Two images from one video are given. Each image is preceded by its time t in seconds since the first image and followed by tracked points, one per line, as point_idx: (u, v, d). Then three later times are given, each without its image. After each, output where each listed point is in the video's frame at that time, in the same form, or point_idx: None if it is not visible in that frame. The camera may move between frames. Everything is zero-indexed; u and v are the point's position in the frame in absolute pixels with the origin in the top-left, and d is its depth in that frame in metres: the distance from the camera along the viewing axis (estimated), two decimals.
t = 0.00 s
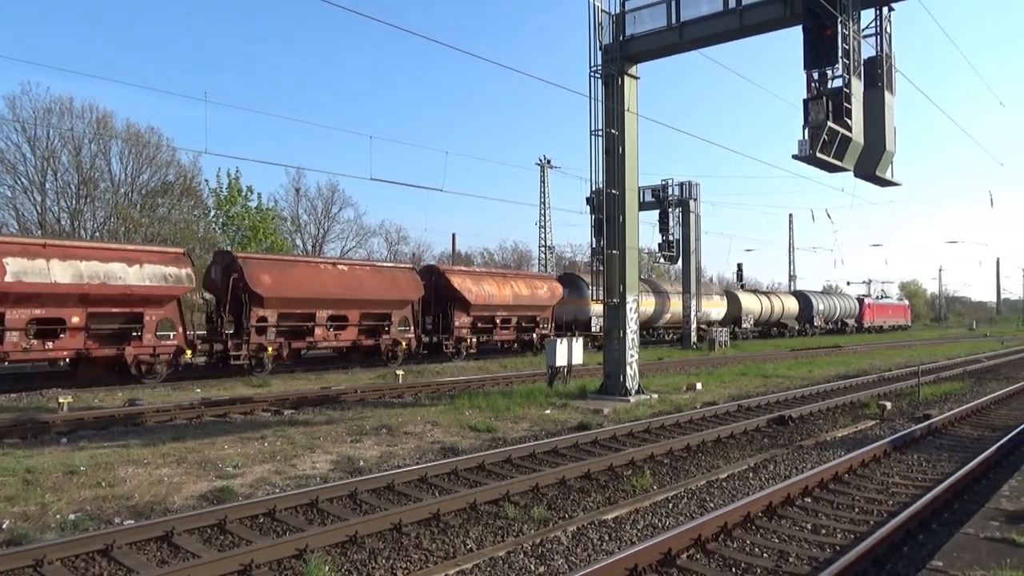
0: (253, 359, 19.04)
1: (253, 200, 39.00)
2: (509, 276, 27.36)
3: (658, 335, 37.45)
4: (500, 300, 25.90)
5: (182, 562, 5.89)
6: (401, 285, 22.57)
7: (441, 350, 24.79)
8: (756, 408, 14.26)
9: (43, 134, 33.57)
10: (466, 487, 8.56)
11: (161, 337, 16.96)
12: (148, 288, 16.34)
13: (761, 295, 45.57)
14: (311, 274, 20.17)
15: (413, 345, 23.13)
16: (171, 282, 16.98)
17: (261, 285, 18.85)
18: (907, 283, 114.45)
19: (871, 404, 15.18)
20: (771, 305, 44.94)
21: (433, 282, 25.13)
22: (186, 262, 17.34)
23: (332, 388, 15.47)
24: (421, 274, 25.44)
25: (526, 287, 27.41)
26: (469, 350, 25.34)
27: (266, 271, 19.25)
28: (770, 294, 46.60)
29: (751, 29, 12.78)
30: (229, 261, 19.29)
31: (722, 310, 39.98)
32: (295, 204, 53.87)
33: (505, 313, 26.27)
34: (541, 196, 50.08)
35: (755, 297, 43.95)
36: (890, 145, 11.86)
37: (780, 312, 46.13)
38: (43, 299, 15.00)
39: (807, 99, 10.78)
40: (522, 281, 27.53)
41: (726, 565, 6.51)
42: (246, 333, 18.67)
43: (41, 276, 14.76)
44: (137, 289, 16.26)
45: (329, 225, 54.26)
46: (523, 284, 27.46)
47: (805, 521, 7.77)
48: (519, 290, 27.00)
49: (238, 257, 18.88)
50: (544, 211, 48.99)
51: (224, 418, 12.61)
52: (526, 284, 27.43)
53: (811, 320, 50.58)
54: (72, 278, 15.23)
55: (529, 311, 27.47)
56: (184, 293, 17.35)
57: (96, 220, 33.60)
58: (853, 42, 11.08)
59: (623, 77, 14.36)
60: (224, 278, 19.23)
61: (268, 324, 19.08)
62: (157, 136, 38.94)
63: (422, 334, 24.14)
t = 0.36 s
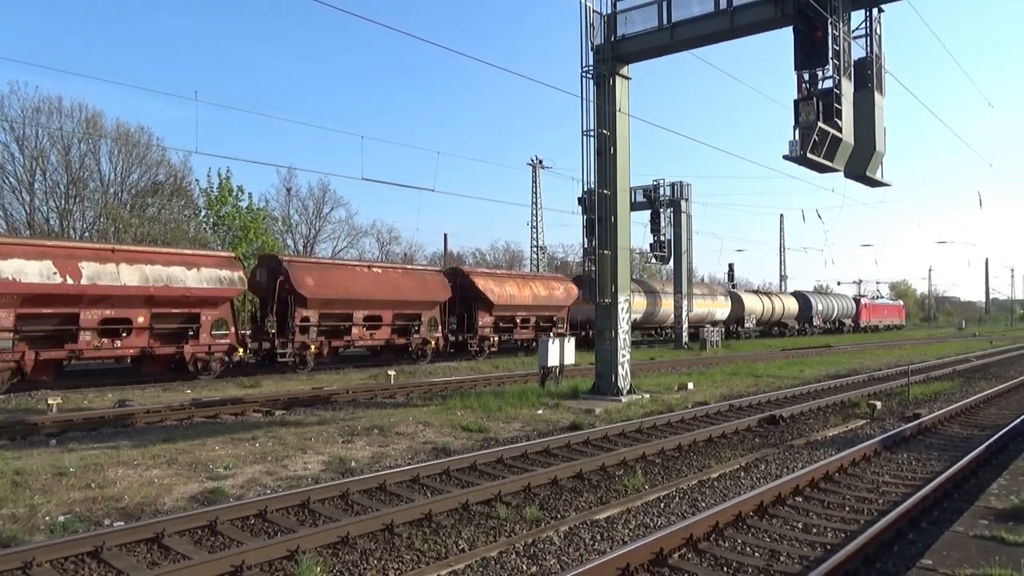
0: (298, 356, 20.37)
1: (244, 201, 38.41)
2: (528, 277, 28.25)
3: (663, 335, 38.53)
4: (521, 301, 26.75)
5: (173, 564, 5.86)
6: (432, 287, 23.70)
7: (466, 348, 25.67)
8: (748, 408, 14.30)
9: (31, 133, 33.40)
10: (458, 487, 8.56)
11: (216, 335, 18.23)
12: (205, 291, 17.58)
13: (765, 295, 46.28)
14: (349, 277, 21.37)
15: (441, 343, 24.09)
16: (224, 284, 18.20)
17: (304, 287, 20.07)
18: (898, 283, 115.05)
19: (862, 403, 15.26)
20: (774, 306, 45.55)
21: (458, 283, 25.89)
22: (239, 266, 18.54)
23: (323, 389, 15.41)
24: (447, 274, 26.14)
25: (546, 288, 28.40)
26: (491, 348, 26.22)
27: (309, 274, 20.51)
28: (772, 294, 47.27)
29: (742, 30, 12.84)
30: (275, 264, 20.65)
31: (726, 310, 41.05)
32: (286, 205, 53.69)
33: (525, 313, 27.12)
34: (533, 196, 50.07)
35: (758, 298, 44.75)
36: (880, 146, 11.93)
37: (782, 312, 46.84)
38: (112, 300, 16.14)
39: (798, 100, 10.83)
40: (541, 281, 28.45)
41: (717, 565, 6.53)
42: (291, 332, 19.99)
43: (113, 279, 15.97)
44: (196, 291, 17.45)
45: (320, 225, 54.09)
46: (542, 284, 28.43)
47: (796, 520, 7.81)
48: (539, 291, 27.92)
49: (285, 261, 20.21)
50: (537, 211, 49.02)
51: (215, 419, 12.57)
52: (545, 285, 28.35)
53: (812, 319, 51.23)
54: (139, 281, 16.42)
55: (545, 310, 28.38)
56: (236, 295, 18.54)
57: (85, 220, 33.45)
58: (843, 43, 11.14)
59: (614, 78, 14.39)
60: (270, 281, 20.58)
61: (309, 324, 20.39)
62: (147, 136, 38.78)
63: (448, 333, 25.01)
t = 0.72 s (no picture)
0: (337, 353, 21.72)
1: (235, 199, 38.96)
2: (546, 278, 29.62)
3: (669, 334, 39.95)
4: (540, 301, 28.06)
5: (164, 565, 5.84)
6: (458, 288, 25.06)
7: (489, 346, 26.97)
8: (740, 407, 14.35)
9: (21, 132, 33.15)
10: (450, 487, 8.55)
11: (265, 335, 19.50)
12: (256, 292, 18.93)
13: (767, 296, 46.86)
14: (382, 279, 22.83)
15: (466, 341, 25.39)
16: (273, 286, 19.58)
17: (343, 288, 21.49)
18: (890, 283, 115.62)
19: (853, 402, 15.34)
20: (774, 305, 46.06)
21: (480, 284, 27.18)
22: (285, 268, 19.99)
23: (316, 389, 15.35)
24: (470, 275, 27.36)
25: (563, 289, 29.80)
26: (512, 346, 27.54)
27: (346, 276, 21.96)
28: (772, 295, 47.87)
29: (735, 30, 12.87)
30: (315, 267, 22.03)
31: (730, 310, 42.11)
32: (278, 204, 53.45)
33: (543, 312, 28.41)
34: (526, 196, 50.06)
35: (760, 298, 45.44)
36: (871, 146, 11.98)
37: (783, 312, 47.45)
38: (175, 300, 17.38)
39: (790, 100, 10.87)
40: (559, 283, 29.84)
41: (709, 563, 6.54)
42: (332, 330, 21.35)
43: (175, 280, 17.25)
44: (248, 292, 18.80)
45: (313, 224, 53.88)
46: (559, 285, 29.81)
47: (787, 519, 7.84)
48: (556, 291, 29.33)
49: (326, 264, 21.62)
50: (530, 211, 49.00)
51: (207, 418, 12.52)
52: (562, 286, 29.73)
53: (812, 319, 51.73)
54: (198, 283, 17.74)
55: (562, 310, 29.71)
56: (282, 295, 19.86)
57: (76, 219, 33.03)
58: (835, 43, 11.18)
59: (607, 77, 14.40)
60: (311, 283, 21.94)
61: (347, 322, 21.82)
62: (137, 135, 38.54)
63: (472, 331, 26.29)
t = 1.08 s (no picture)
0: (371, 351, 22.62)
1: (226, 198, 38.85)
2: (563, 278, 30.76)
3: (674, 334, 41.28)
4: (557, 301, 29.20)
5: (155, 565, 5.81)
6: (481, 288, 26.02)
7: (509, 344, 27.98)
8: (731, 406, 14.38)
9: (9, 131, 32.90)
10: (443, 487, 8.55)
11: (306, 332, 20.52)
12: (299, 292, 19.87)
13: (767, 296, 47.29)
14: (411, 281, 23.79)
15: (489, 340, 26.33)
16: (314, 287, 20.52)
17: (377, 289, 22.41)
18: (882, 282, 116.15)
19: (844, 401, 15.42)
20: (772, 305, 46.38)
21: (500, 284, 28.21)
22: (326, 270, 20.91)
23: (307, 389, 15.29)
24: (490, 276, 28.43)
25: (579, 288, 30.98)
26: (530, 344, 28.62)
27: (379, 277, 22.89)
28: (772, 295, 48.30)
29: (726, 31, 12.92)
30: (351, 269, 22.94)
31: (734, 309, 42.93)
32: (269, 203, 53.21)
33: (560, 312, 29.49)
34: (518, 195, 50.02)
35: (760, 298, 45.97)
36: (862, 146, 12.05)
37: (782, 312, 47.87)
38: (227, 301, 18.48)
39: (781, 100, 10.91)
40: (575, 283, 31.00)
41: (701, 563, 6.56)
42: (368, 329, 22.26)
43: (227, 282, 18.37)
44: (293, 292, 19.79)
45: (304, 224, 53.65)
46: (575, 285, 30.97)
47: (778, 518, 7.87)
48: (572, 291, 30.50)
49: (361, 265, 22.56)
50: (521, 210, 48.95)
51: (197, 419, 12.46)
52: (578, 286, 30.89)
53: (810, 318, 52.04)
54: (247, 284, 18.79)
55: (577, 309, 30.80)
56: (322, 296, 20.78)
57: (65, 218, 32.80)
58: (825, 44, 11.24)
59: (599, 77, 14.42)
60: (346, 284, 22.84)
61: (381, 321, 22.68)
62: (127, 133, 38.30)
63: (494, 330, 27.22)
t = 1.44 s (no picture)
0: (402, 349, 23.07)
1: (215, 198, 38.74)
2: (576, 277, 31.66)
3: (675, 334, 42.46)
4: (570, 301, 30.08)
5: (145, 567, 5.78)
6: (502, 289, 26.47)
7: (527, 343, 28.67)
8: (722, 406, 14.42)
9: None
10: (434, 487, 8.54)
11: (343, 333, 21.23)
12: (337, 292, 20.59)
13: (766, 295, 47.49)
14: (438, 281, 24.15)
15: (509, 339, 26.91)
16: (350, 288, 21.23)
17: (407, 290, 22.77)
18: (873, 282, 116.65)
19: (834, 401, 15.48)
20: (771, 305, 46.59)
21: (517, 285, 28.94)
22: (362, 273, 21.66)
23: (298, 389, 15.23)
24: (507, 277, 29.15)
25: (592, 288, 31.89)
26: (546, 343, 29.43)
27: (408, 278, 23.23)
28: (769, 295, 48.53)
29: (717, 32, 12.97)
30: (381, 270, 23.30)
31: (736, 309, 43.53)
32: (260, 203, 53.00)
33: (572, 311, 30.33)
34: (509, 195, 50.00)
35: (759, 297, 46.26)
36: (853, 147, 12.11)
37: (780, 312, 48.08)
38: (273, 301, 19.25)
39: (772, 101, 10.94)
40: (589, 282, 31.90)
41: (693, 562, 6.58)
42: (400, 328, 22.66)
43: (274, 283, 19.17)
44: (332, 293, 20.50)
45: (296, 223, 53.44)
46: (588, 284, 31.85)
47: (769, 517, 7.91)
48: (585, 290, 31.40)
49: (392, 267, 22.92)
50: (513, 210, 48.90)
51: (187, 419, 12.40)
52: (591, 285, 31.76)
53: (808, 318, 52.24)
54: (292, 286, 19.56)
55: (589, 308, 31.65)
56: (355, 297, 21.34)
57: (54, 218, 32.58)
58: (816, 45, 11.29)
59: (591, 77, 14.43)
60: (377, 285, 23.18)
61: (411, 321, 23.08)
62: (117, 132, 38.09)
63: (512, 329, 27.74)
